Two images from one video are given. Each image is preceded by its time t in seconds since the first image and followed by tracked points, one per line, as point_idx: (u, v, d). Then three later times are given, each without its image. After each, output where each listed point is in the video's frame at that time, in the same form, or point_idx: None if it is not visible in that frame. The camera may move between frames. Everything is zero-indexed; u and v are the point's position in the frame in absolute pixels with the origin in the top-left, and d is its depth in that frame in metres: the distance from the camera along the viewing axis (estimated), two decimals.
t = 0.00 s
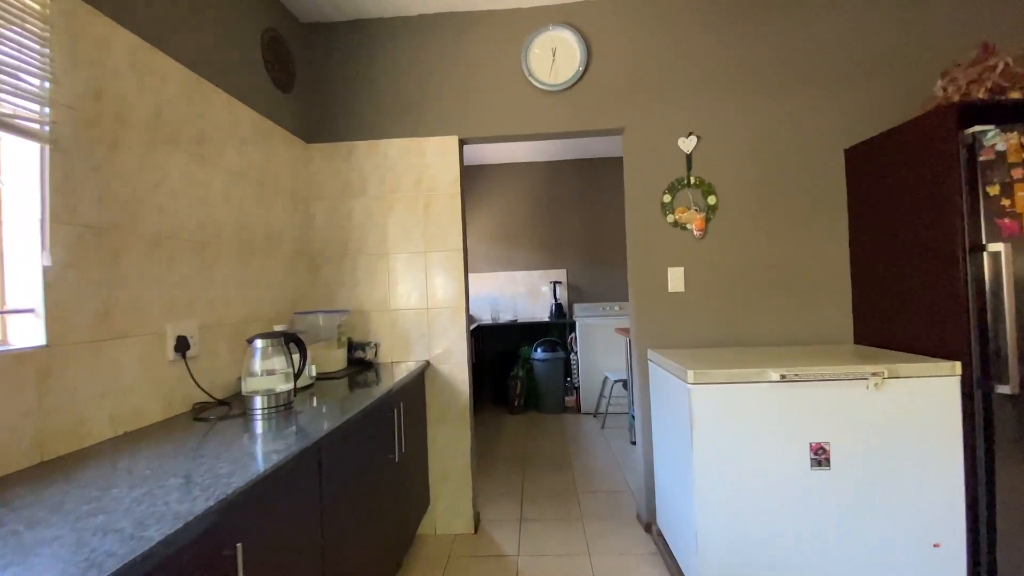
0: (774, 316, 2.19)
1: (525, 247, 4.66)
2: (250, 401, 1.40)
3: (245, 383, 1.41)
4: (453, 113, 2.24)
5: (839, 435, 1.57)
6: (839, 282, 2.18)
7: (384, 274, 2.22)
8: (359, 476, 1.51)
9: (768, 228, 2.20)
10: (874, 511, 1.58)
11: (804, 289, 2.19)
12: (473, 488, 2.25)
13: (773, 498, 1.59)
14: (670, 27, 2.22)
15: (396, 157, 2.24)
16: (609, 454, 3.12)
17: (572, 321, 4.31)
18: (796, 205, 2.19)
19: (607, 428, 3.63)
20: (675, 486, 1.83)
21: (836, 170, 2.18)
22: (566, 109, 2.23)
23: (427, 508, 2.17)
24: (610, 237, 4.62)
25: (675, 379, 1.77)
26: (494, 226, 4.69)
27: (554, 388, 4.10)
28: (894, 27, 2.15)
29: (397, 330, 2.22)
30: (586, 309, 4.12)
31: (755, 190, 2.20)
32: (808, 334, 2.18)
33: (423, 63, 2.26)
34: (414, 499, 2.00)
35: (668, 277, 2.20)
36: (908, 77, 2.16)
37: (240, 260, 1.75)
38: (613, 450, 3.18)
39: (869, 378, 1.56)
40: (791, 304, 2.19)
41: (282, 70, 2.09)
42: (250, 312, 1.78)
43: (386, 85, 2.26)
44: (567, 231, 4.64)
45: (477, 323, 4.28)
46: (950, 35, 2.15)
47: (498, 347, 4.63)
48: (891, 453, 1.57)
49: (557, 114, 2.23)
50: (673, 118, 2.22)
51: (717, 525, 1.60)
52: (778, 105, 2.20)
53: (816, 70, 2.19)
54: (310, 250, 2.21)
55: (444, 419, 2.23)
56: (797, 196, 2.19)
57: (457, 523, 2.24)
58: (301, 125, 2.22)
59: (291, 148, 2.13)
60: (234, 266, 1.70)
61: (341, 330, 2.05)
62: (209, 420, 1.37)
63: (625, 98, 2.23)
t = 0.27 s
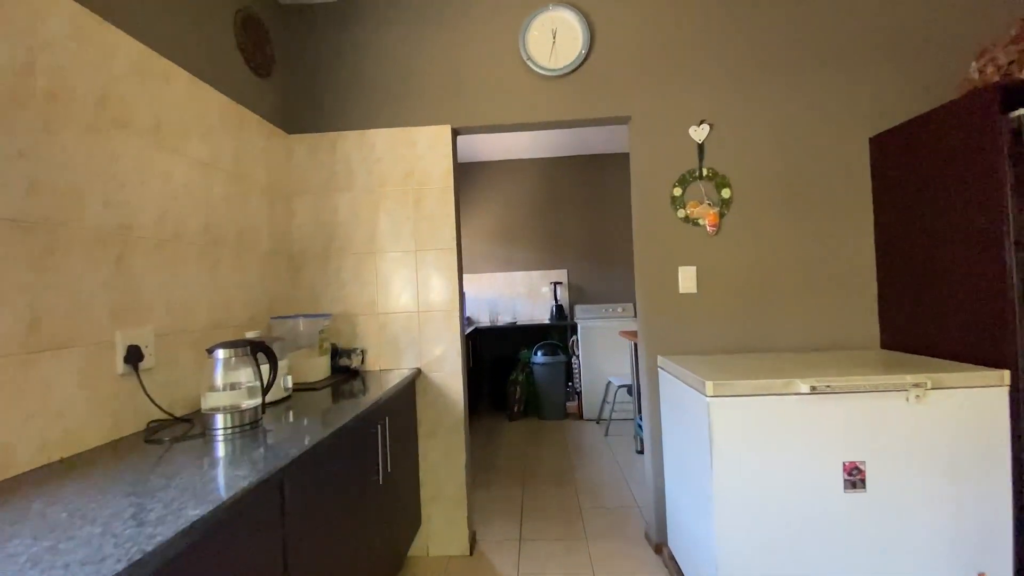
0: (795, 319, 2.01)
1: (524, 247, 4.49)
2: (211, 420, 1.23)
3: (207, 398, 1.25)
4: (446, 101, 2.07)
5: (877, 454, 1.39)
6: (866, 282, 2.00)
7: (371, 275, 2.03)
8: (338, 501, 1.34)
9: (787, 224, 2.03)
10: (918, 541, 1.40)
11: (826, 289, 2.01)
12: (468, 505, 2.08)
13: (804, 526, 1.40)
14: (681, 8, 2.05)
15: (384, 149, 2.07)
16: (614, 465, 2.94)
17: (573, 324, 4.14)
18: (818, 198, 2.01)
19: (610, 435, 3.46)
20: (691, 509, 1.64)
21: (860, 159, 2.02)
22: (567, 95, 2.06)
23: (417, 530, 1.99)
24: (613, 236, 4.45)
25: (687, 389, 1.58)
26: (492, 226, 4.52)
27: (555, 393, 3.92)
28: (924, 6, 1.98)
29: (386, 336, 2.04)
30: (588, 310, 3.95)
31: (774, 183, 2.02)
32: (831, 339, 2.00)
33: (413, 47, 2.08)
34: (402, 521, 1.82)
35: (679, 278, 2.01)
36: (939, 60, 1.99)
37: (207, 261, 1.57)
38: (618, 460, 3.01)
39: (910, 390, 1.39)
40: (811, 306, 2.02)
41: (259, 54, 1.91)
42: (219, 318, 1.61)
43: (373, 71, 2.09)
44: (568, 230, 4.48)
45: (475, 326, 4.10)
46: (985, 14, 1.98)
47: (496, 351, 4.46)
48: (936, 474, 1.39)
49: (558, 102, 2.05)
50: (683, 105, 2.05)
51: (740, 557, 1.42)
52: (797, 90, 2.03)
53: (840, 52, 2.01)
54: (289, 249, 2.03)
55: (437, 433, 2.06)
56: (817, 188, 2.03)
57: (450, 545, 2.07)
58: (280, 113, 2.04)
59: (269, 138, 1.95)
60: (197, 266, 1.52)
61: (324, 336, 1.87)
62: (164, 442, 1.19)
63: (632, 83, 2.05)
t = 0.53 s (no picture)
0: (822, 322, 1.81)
1: (523, 246, 4.33)
2: (162, 443, 1.06)
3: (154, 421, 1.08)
4: (438, 85, 1.88)
5: (923, 476, 1.23)
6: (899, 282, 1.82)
7: (357, 275, 1.86)
8: (314, 533, 1.16)
9: (815, 218, 1.82)
10: None
11: (859, 290, 1.81)
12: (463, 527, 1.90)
13: (844, 560, 1.23)
14: None
15: (370, 137, 1.88)
16: (619, 477, 2.77)
17: (575, 326, 3.97)
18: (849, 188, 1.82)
19: (615, 444, 3.29)
20: (712, 536, 1.46)
21: (897, 146, 1.81)
22: (571, 78, 1.87)
23: (407, 556, 1.81)
24: (615, 236, 4.29)
25: (710, 403, 1.40)
26: (489, 224, 4.35)
27: (556, 399, 3.75)
28: None
29: (372, 342, 1.85)
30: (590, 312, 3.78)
31: (800, 171, 1.82)
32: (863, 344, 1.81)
33: (402, 25, 1.89)
34: (390, 548, 1.64)
35: (693, 277, 1.82)
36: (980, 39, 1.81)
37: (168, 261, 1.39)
38: (623, 471, 2.83)
39: (961, 405, 1.22)
40: (843, 309, 1.81)
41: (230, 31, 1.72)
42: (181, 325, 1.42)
43: (358, 51, 1.90)
44: (569, 230, 4.31)
45: (472, 329, 3.93)
46: None
47: (495, 354, 4.29)
48: (993, 500, 1.23)
49: (561, 85, 1.87)
50: (699, 87, 1.85)
51: None
52: (826, 70, 1.83)
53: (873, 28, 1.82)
54: (266, 248, 1.85)
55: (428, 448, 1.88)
56: (849, 178, 1.82)
57: (444, 570, 1.89)
58: (258, 100, 1.87)
59: (242, 124, 1.76)
60: (154, 266, 1.34)
61: (305, 343, 1.71)
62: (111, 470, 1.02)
63: (642, 64, 1.87)
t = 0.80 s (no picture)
0: (851, 329, 1.65)
1: (522, 247, 4.16)
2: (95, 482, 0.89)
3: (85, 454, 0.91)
4: (430, 69, 1.71)
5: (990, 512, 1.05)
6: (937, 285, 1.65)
7: (340, 277, 1.69)
8: None
9: (844, 214, 1.66)
10: None
11: (892, 292, 1.65)
12: (457, 557, 1.72)
13: None
14: None
15: (355, 126, 1.71)
16: (625, 493, 2.59)
17: (576, 330, 3.80)
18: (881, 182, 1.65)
19: (619, 455, 3.13)
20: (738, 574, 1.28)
21: (935, 134, 1.65)
22: (577, 61, 1.71)
23: None
24: (618, 236, 4.13)
25: (739, 421, 1.22)
26: (487, 225, 4.19)
27: (556, 407, 3.58)
28: None
29: (357, 352, 1.68)
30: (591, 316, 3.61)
31: (826, 164, 1.66)
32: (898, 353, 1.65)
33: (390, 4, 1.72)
34: None
35: (709, 279, 1.65)
36: None
37: (119, 262, 1.22)
38: (629, 485, 2.68)
39: None
40: (874, 313, 1.65)
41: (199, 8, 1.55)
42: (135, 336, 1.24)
43: (343, 33, 1.73)
44: (570, 230, 4.15)
45: (469, 333, 3.76)
46: None
47: (493, 360, 4.13)
48: None
49: (565, 70, 1.71)
50: (717, 71, 1.68)
51: None
52: (857, 51, 1.66)
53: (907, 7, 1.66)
54: (241, 247, 1.68)
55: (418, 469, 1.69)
56: (881, 170, 1.65)
57: None
58: (231, 86, 1.69)
59: (212, 112, 1.59)
60: (101, 268, 1.17)
61: (282, 354, 1.53)
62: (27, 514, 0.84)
63: (655, 46, 1.70)
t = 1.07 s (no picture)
0: (886, 334, 1.49)
1: (521, 247, 4.01)
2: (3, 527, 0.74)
3: None
4: (419, 48, 1.55)
5: None
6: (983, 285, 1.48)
7: (321, 277, 1.53)
8: None
9: (877, 204, 1.50)
10: None
11: (930, 293, 1.49)
12: None
13: None
14: None
15: (337, 111, 1.55)
16: (631, 507, 2.43)
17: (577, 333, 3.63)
18: (919, 171, 1.49)
19: (624, 464, 2.97)
20: None
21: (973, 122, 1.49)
22: (582, 39, 1.54)
23: None
24: (621, 235, 3.97)
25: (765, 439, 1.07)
26: (485, 223, 4.03)
27: (558, 413, 3.42)
28: None
29: (339, 360, 1.52)
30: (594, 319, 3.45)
31: (858, 151, 1.50)
32: (939, 360, 1.48)
33: None
34: None
35: (729, 279, 1.50)
36: None
37: (58, 261, 1.05)
38: (634, 498, 2.52)
39: None
40: (912, 316, 1.49)
41: None
42: (77, 347, 1.08)
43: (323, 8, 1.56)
44: (571, 228, 4.00)
45: (466, 336, 3.61)
46: None
47: (491, 363, 3.97)
48: None
49: (569, 48, 1.54)
50: (737, 49, 1.51)
51: None
52: (893, 26, 1.50)
53: None
54: (211, 245, 1.52)
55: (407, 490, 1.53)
56: (918, 157, 1.49)
57: None
58: (200, 66, 1.53)
59: (176, 94, 1.42)
60: (33, 268, 1.00)
61: (253, 364, 1.36)
62: None
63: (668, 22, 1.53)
